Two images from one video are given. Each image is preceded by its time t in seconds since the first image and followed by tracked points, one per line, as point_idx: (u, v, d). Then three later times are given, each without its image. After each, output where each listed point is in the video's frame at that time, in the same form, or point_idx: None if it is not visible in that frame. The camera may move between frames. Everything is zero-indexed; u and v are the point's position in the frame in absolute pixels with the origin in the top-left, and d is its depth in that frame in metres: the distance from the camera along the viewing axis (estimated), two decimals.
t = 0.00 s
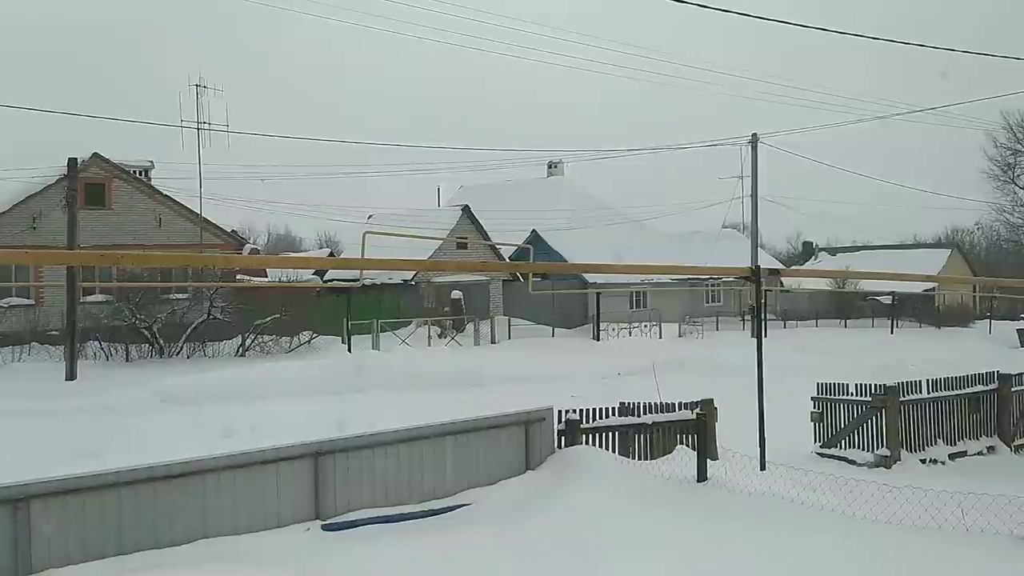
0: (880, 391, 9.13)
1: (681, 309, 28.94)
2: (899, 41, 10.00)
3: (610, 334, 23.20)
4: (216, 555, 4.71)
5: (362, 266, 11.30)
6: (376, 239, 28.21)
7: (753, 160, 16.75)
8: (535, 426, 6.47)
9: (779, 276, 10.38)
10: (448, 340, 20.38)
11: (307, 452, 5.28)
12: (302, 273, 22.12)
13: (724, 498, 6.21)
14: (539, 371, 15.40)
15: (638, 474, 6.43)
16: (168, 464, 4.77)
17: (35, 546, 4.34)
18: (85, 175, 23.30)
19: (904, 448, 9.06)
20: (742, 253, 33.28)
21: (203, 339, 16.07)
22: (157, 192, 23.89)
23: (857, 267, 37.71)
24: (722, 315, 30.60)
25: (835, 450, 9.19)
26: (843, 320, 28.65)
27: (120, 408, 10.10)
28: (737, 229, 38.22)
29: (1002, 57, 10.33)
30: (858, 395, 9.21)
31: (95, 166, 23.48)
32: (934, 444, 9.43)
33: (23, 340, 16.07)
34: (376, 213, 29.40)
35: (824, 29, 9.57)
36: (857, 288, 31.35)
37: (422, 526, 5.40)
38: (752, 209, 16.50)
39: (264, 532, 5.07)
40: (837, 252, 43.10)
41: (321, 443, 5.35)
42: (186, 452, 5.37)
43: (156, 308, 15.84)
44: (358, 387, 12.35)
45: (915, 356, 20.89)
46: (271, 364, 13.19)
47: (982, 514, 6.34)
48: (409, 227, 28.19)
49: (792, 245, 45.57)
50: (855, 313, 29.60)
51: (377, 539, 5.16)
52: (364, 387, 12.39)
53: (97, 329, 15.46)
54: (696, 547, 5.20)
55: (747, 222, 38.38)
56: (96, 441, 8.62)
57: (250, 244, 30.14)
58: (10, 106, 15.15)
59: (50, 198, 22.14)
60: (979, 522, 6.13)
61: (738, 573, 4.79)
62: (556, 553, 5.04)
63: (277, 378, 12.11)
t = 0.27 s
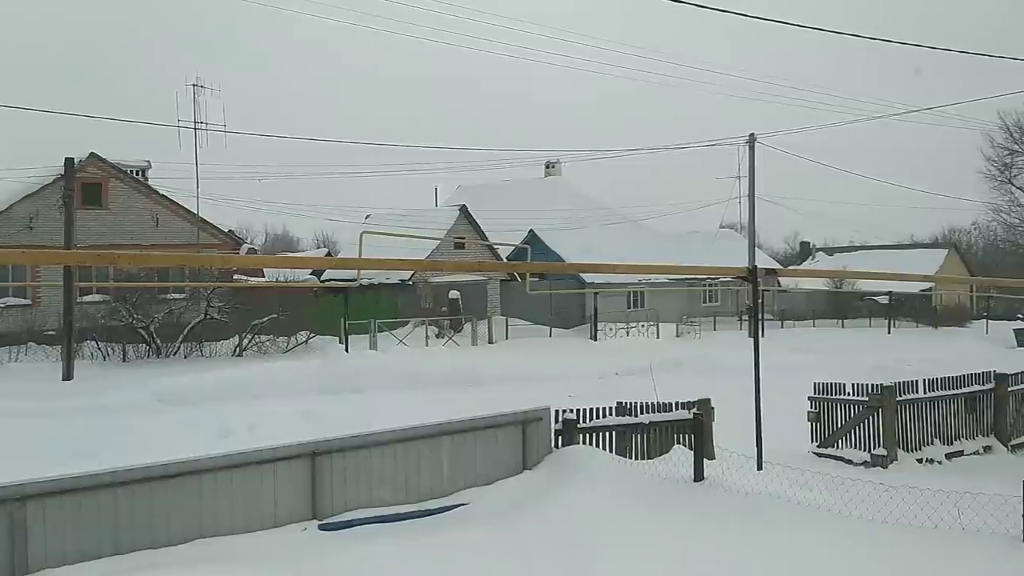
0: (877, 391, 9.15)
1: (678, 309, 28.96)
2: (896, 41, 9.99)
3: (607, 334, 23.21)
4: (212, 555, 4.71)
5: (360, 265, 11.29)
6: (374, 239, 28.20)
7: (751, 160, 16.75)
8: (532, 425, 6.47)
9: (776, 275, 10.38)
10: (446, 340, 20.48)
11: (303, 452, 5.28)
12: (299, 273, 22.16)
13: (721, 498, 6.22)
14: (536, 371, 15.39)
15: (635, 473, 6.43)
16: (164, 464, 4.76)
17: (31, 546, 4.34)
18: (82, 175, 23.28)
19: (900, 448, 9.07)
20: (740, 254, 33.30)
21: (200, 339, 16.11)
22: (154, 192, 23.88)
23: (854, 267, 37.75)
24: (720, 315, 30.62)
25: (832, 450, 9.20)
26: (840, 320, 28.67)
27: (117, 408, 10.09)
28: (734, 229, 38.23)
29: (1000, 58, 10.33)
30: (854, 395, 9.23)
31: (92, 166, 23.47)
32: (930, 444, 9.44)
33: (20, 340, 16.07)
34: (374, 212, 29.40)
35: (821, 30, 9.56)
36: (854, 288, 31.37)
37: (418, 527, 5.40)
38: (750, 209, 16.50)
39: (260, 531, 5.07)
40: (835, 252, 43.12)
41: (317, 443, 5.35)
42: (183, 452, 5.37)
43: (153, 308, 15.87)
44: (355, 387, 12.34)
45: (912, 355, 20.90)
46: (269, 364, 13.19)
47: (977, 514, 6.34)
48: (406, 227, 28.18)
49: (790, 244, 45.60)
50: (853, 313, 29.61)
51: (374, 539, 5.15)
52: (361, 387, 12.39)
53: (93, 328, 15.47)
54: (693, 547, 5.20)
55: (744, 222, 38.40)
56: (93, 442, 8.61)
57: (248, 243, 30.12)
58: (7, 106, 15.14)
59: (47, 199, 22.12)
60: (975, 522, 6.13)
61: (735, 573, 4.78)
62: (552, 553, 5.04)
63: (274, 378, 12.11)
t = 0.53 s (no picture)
0: (877, 391, 9.15)
1: (678, 309, 28.95)
2: (896, 41, 9.97)
3: (607, 334, 23.21)
4: (212, 554, 4.71)
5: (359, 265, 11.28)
6: (373, 238, 28.20)
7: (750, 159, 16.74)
8: (531, 425, 6.47)
9: (776, 275, 10.37)
10: (445, 340, 20.58)
11: (303, 452, 5.28)
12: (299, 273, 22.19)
13: (720, 498, 6.22)
14: (536, 371, 15.39)
15: (634, 473, 6.43)
16: (164, 464, 4.77)
17: (31, 546, 4.34)
18: (82, 175, 23.26)
19: (900, 448, 9.08)
20: (739, 253, 33.29)
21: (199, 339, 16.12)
22: (153, 192, 23.89)
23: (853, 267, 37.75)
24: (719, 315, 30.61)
25: (831, 450, 9.21)
26: (839, 321, 28.67)
27: (117, 408, 10.09)
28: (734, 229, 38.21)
29: (1001, 58, 10.31)
30: (854, 395, 9.23)
31: (92, 166, 23.47)
32: (930, 444, 9.45)
33: (19, 340, 16.06)
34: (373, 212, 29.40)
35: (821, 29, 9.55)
36: (854, 288, 31.37)
37: (418, 526, 5.41)
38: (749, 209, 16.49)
39: (260, 531, 5.07)
40: (834, 252, 43.12)
41: (316, 443, 5.35)
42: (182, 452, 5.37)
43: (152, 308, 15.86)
44: (355, 387, 12.34)
45: (911, 355, 20.92)
46: (268, 364, 13.19)
47: (977, 514, 6.34)
48: (405, 227, 28.17)
49: (789, 244, 45.51)
50: (852, 313, 29.62)
51: (373, 539, 5.16)
52: (361, 387, 12.39)
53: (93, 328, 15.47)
54: (692, 547, 5.20)
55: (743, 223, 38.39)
56: (93, 441, 8.61)
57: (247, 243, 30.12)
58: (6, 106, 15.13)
59: (47, 199, 22.10)
60: (974, 521, 6.13)
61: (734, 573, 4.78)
62: (551, 552, 5.04)
63: (273, 378, 12.11)
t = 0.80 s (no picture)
0: (875, 391, 9.16)
1: (677, 309, 28.96)
2: (894, 42, 10.00)
3: (606, 334, 23.21)
4: (212, 555, 4.71)
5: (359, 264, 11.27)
6: (373, 238, 28.20)
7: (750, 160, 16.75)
8: (531, 425, 6.47)
9: (775, 275, 10.37)
10: (444, 339, 20.64)
11: (302, 452, 5.29)
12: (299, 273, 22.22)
13: (719, 498, 6.22)
14: (535, 371, 15.39)
15: (634, 473, 6.43)
16: (165, 464, 4.77)
17: (30, 546, 4.34)
18: (82, 175, 23.27)
19: (900, 448, 9.08)
20: (739, 254, 33.28)
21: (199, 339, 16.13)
22: (153, 191, 23.89)
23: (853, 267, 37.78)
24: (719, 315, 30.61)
25: (830, 450, 9.21)
26: (839, 321, 28.67)
27: (117, 408, 10.09)
28: (734, 229, 38.18)
29: (1001, 58, 10.31)
30: (854, 395, 9.24)
31: (92, 166, 23.49)
32: (929, 444, 9.45)
33: (18, 340, 16.07)
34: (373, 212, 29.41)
35: (820, 30, 9.56)
36: (854, 288, 31.37)
37: (417, 527, 5.40)
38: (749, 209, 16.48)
39: (259, 531, 5.08)
40: (834, 252, 43.14)
41: (316, 442, 5.36)
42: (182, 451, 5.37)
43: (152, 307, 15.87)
44: (355, 387, 12.36)
45: (911, 356, 20.93)
46: (268, 364, 13.20)
47: (977, 515, 6.33)
48: (405, 228, 28.18)
49: (789, 244, 45.54)
50: (852, 313, 29.62)
51: (373, 538, 5.16)
52: (361, 387, 12.40)
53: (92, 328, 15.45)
54: (691, 547, 5.20)
55: (743, 223, 38.39)
56: (92, 441, 8.62)
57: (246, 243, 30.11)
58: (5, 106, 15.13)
59: (46, 198, 22.11)
60: (973, 522, 6.13)
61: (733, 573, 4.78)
62: (550, 552, 5.05)
63: (272, 378, 12.12)
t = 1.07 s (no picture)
0: (876, 392, 9.15)
1: (677, 309, 28.98)
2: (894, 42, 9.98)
3: (606, 334, 23.21)
4: (213, 555, 4.72)
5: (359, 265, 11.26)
6: (373, 239, 28.21)
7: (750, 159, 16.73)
8: (531, 426, 6.48)
9: (775, 276, 10.36)
10: (444, 339, 20.64)
11: (302, 452, 5.29)
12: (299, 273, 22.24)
13: (719, 498, 6.23)
14: (535, 371, 15.39)
15: (633, 473, 6.44)
16: (165, 464, 4.78)
17: (30, 545, 4.35)
18: (82, 175, 23.31)
19: (900, 449, 9.08)
20: (739, 254, 33.27)
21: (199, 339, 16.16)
22: (153, 191, 23.91)
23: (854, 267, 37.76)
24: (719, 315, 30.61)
25: (830, 450, 9.21)
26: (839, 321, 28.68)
27: (117, 408, 10.10)
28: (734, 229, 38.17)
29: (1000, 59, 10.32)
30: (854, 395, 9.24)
31: (92, 166, 23.52)
32: (929, 445, 9.45)
33: (18, 340, 16.08)
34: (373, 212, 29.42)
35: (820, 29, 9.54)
36: (854, 288, 31.37)
37: (417, 527, 5.41)
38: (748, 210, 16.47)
39: (260, 531, 5.08)
40: (834, 252, 43.20)
41: (316, 442, 5.37)
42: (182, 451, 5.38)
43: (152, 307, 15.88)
44: (356, 386, 12.37)
45: (911, 356, 20.92)
46: (268, 364, 13.21)
47: (977, 515, 6.34)
48: (405, 228, 28.19)
49: (789, 244, 45.53)
50: (852, 313, 29.65)
51: (373, 538, 5.17)
52: (361, 387, 12.41)
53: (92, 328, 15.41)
54: (690, 547, 5.21)
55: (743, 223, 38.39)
56: (93, 441, 8.63)
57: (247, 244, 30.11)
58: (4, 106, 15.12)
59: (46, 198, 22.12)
60: (971, 522, 6.14)
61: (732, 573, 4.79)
62: (549, 552, 5.05)
63: (272, 378, 12.13)
